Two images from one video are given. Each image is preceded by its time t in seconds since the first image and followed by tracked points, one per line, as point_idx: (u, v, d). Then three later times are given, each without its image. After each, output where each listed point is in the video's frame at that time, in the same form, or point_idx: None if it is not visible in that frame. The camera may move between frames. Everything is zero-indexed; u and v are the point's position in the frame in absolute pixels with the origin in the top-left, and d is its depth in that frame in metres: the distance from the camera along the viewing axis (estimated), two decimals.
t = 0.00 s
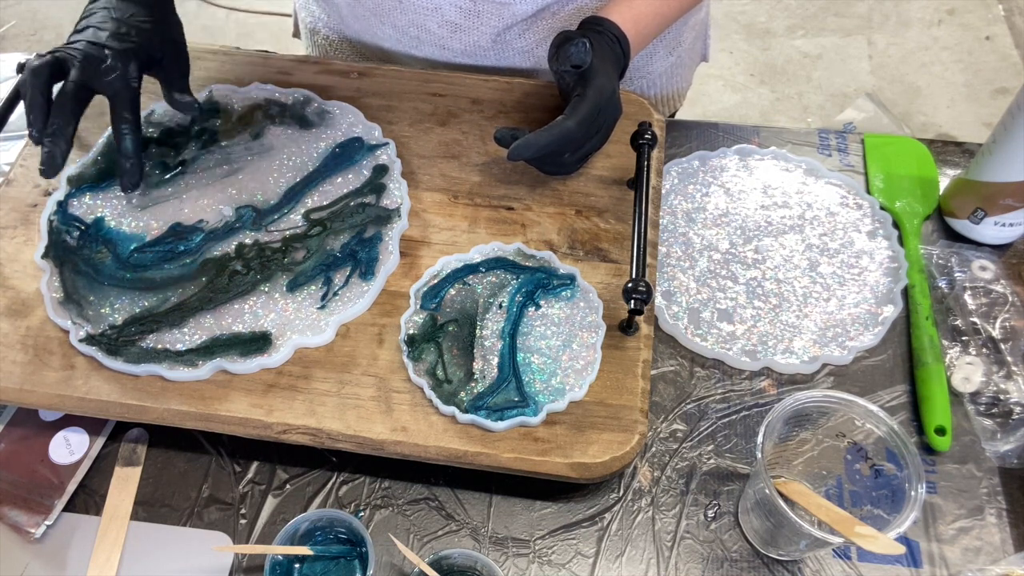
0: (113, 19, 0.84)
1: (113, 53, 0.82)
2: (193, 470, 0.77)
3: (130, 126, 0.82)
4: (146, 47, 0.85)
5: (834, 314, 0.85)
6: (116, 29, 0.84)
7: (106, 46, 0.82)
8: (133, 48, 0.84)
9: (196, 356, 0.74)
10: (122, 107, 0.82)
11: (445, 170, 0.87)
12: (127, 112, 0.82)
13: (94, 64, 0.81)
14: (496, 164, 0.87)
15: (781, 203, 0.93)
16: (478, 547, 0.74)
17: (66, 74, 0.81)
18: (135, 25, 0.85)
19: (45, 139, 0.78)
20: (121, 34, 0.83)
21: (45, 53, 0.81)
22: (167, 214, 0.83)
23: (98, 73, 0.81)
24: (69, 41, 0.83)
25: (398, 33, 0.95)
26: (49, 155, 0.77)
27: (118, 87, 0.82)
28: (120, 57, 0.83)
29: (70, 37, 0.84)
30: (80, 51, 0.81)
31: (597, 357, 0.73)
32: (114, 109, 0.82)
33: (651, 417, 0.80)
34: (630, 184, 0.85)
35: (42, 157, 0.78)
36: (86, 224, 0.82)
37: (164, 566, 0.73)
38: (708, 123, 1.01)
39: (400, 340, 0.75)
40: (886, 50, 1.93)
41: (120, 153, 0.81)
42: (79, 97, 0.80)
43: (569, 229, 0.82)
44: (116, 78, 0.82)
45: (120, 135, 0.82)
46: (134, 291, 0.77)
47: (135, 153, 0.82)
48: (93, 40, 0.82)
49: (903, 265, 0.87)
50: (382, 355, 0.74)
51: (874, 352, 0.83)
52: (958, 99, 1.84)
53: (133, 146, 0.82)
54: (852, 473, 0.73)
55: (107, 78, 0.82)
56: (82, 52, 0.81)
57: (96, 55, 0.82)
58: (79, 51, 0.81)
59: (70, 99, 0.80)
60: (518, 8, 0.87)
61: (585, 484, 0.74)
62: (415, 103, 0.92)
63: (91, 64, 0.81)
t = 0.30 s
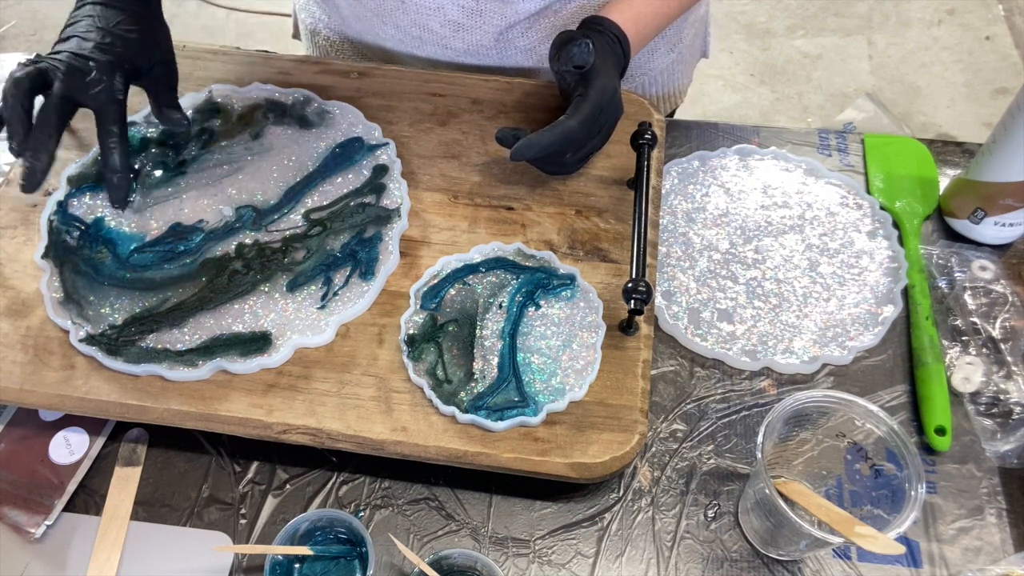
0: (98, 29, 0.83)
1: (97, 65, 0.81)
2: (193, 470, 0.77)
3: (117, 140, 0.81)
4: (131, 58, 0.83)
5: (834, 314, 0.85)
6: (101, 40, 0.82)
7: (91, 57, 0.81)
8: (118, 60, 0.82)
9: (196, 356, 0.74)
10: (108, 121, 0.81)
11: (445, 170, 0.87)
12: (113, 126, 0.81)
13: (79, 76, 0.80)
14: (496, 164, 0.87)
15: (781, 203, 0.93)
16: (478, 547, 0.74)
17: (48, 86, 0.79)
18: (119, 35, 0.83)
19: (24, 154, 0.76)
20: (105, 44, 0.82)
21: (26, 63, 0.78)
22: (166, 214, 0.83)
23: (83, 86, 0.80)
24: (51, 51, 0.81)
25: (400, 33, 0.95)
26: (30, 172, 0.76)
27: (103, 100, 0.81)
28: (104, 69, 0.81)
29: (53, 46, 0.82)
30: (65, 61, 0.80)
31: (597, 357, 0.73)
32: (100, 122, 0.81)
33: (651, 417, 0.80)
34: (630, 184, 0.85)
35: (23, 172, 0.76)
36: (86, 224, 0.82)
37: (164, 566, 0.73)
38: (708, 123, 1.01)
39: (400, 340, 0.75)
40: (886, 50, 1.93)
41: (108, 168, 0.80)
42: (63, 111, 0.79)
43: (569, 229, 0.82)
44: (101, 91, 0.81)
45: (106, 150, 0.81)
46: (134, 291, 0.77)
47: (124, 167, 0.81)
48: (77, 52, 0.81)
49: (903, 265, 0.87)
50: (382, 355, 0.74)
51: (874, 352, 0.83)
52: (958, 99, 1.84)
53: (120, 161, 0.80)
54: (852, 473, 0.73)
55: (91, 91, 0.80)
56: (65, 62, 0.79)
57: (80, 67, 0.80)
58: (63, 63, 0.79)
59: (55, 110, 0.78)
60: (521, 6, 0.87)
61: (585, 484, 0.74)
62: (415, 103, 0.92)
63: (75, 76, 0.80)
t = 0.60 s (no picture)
0: (103, 26, 0.81)
1: (98, 64, 0.80)
2: (193, 470, 0.77)
3: (109, 140, 0.80)
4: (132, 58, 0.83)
5: (834, 314, 0.85)
6: (103, 38, 0.81)
7: (93, 55, 0.80)
8: (120, 60, 0.82)
9: (196, 356, 0.74)
10: (101, 121, 0.80)
11: (445, 170, 0.87)
12: (105, 126, 0.80)
13: (78, 74, 0.79)
14: (496, 164, 0.87)
15: (781, 203, 0.93)
16: (478, 547, 0.74)
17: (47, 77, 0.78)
18: (124, 33, 0.82)
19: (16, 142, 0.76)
20: (108, 43, 0.81)
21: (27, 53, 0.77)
22: (167, 214, 0.83)
23: (81, 83, 0.79)
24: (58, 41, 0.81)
25: (396, 32, 0.95)
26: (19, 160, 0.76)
27: (99, 99, 0.80)
28: (104, 68, 0.80)
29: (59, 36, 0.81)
30: (66, 56, 0.79)
31: (597, 357, 0.73)
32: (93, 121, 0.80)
33: (651, 417, 0.80)
34: (630, 184, 0.85)
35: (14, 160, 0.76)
36: (86, 224, 0.82)
37: (164, 566, 0.73)
38: (707, 123, 1.01)
39: (400, 340, 0.75)
40: (886, 50, 1.93)
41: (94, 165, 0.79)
42: (57, 107, 0.78)
43: (569, 229, 0.82)
44: (98, 90, 0.80)
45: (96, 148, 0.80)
46: (134, 291, 0.77)
47: (110, 166, 0.80)
48: (80, 47, 0.80)
49: (903, 265, 0.87)
50: (382, 355, 0.74)
51: (874, 352, 0.83)
52: (958, 99, 1.84)
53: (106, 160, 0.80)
54: (852, 473, 0.73)
55: (89, 89, 0.79)
56: (67, 58, 0.78)
57: (81, 63, 0.79)
58: (64, 57, 0.78)
59: (49, 106, 0.77)
60: (516, 8, 0.87)
61: (585, 484, 0.74)
62: (415, 103, 0.92)
63: (75, 72, 0.79)
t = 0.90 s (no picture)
0: (102, 22, 0.83)
1: (93, 62, 0.81)
2: (193, 470, 0.77)
3: (101, 137, 0.82)
4: (130, 57, 0.83)
5: (834, 314, 0.85)
6: (102, 35, 0.82)
7: (89, 53, 0.81)
8: (116, 58, 0.83)
9: (196, 356, 0.74)
10: (93, 119, 0.81)
11: (445, 170, 0.87)
12: (98, 124, 0.82)
13: (73, 70, 0.80)
14: (496, 164, 0.87)
15: (781, 203, 0.93)
16: (478, 547, 0.74)
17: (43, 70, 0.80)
18: (122, 30, 0.83)
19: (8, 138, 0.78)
20: (105, 40, 0.82)
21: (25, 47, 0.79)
22: (166, 214, 0.83)
23: (76, 80, 0.81)
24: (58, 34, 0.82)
25: (398, 35, 0.95)
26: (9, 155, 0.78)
27: (92, 96, 0.81)
28: (99, 66, 0.82)
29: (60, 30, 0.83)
30: (63, 50, 0.80)
31: (597, 357, 0.73)
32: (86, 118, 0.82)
33: (651, 417, 0.80)
34: (630, 184, 0.85)
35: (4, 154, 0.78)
36: (86, 224, 0.82)
37: (164, 567, 0.73)
38: (708, 123, 1.01)
39: (400, 340, 0.75)
40: (886, 49, 1.93)
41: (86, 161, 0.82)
42: (51, 102, 0.80)
43: (569, 229, 0.82)
44: (92, 87, 0.81)
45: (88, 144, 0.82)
46: (134, 291, 0.77)
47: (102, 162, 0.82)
48: (77, 43, 0.81)
49: (903, 265, 0.87)
50: (382, 355, 0.74)
51: (874, 352, 0.83)
52: (958, 99, 1.84)
53: (98, 156, 0.82)
54: (852, 473, 0.73)
55: (82, 87, 0.81)
56: (63, 53, 0.80)
57: (76, 59, 0.81)
58: (60, 52, 0.80)
59: (42, 102, 0.79)
60: (519, 11, 0.87)
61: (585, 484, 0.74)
62: (415, 103, 0.92)
63: (70, 68, 0.80)
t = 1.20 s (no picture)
0: (85, 22, 0.81)
1: (72, 61, 0.80)
2: (193, 470, 0.77)
3: (75, 139, 0.81)
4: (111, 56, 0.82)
5: (834, 314, 0.85)
6: (84, 34, 0.81)
7: (69, 52, 0.80)
8: (97, 57, 0.81)
9: (196, 356, 0.74)
10: (68, 119, 0.80)
11: (445, 170, 0.87)
12: (72, 125, 0.80)
13: (52, 68, 0.79)
14: (496, 164, 0.87)
15: (781, 203, 0.93)
16: (478, 547, 0.74)
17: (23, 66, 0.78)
18: (106, 29, 0.82)
19: None
20: (88, 39, 0.81)
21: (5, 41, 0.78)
22: (166, 214, 0.83)
23: (54, 78, 0.79)
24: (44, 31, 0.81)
25: (399, 36, 0.95)
26: None
27: (69, 96, 0.80)
28: (79, 66, 0.81)
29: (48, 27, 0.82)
30: (43, 48, 0.79)
31: (597, 357, 0.73)
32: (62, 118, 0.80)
33: (651, 417, 0.80)
34: (630, 184, 0.85)
35: None
36: (86, 224, 0.82)
37: (164, 567, 0.73)
38: (708, 123, 1.01)
39: (400, 340, 0.75)
40: (886, 49, 1.93)
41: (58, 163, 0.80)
42: (29, 100, 0.79)
43: (569, 229, 0.82)
44: (70, 87, 0.80)
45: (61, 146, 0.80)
46: (134, 291, 0.77)
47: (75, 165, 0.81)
48: (58, 41, 0.80)
49: (903, 265, 0.87)
50: (382, 355, 0.74)
51: (874, 352, 0.83)
52: (958, 99, 1.84)
53: (71, 159, 0.80)
54: (852, 473, 0.73)
55: (60, 86, 0.80)
56: (42, 50, 0.79)
57: (55, 57, 0.79)
58: (40, 48, 0.79)
59: (19, 98, 0.78)
60: (520, 13, 0.87)
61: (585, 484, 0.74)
62: (415, 103, 0.92)
63: (49, 65, 0.79)
